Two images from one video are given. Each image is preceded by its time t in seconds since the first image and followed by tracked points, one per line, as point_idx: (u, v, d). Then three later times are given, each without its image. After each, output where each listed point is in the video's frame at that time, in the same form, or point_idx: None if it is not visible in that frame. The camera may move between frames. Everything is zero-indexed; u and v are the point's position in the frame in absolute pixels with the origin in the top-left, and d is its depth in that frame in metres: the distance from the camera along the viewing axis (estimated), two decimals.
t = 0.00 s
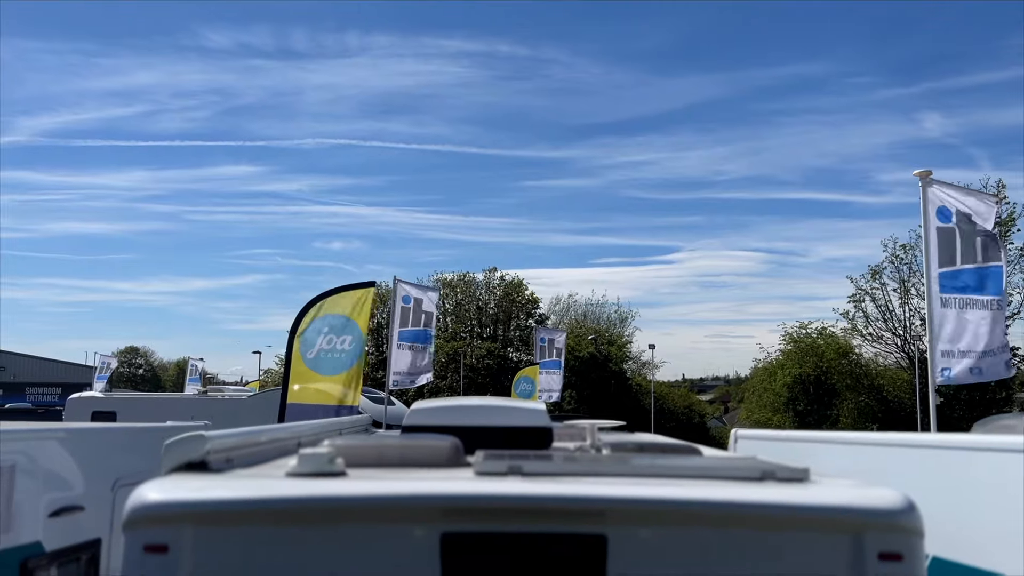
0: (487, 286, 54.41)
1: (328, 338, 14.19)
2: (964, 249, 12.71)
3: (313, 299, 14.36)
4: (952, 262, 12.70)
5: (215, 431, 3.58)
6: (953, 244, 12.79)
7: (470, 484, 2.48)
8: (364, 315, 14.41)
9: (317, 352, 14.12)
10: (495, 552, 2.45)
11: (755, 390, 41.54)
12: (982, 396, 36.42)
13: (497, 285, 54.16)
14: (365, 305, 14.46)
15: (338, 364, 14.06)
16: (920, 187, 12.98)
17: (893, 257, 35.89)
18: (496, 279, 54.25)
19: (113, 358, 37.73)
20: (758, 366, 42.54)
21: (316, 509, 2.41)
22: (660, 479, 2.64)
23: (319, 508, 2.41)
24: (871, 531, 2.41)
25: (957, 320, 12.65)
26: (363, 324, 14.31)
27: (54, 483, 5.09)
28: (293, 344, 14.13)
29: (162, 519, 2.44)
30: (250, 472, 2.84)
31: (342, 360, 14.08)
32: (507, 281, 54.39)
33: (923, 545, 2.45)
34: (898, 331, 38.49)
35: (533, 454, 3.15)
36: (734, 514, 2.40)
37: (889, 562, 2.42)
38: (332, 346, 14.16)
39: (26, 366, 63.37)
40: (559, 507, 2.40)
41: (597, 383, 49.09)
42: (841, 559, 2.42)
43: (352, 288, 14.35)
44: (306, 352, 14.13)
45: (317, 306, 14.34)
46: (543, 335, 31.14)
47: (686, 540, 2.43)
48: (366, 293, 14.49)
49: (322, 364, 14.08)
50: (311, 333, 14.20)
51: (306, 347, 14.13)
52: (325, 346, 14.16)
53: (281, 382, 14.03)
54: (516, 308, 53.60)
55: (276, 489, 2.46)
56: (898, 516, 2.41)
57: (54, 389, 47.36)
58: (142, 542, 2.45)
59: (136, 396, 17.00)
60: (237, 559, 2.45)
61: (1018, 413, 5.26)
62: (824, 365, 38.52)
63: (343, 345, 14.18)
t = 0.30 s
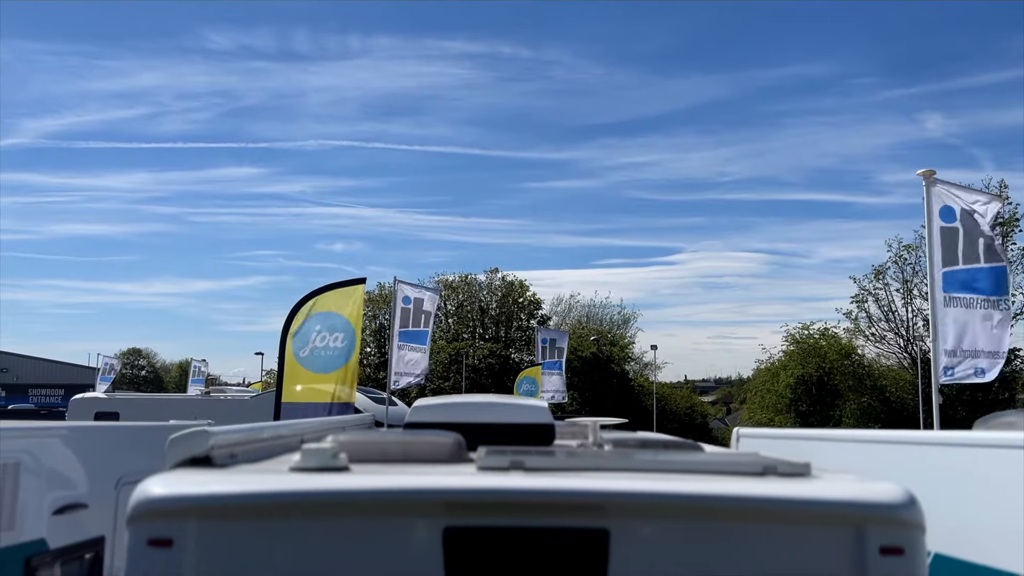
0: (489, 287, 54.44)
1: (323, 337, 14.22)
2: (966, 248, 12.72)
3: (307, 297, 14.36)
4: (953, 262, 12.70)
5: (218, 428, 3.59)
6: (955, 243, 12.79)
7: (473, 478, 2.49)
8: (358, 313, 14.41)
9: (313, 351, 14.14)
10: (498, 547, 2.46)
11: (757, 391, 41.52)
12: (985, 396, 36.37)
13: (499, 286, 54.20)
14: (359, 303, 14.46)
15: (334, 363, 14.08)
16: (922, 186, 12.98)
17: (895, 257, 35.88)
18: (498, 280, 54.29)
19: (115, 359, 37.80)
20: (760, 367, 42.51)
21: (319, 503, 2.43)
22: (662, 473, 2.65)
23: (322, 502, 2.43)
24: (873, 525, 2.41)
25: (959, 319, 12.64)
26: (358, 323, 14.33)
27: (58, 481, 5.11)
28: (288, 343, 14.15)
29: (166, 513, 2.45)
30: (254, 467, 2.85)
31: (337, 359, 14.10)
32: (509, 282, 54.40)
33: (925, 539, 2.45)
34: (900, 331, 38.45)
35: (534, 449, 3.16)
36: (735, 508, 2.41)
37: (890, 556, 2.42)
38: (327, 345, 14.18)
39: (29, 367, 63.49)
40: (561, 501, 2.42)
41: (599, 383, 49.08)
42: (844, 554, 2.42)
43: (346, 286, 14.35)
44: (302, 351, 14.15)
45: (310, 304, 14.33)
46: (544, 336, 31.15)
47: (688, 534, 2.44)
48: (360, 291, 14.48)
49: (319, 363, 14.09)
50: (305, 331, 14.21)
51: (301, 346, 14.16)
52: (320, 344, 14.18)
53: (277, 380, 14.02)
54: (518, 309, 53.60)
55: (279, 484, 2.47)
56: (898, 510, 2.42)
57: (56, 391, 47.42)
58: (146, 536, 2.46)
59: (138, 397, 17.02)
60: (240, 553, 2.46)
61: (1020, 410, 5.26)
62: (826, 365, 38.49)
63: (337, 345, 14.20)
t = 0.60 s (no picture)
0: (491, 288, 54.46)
1: (329, 337, 14.25)
2: (966, 247, 12.73)
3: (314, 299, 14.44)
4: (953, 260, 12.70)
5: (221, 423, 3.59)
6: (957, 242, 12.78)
7: (476, 470, 2.50)
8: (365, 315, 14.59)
9: (319, 352, 14.14)
10: (501, 540, 2.46)
11: (759, 392, 41.49)
12: (988, 397, 36.31)
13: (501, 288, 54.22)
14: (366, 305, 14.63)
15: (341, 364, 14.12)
16: (924, 185, 12.98)
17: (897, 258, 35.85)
18: (500, 281, 54.31)
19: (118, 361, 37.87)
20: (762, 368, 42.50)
21: (323, 495, 2.43)
22: (666, 466, 2.65)
23: (326, 494, 2.43)
24: (876, 516, 2.41)
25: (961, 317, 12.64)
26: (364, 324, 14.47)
27: (61, 477, 5.12)
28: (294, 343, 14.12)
29: (169, 505, 2.46)
30: (258, 460, 2.86)
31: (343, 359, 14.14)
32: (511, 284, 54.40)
33: (928, 531, 2.45)
34: (903, 332, 38.40)
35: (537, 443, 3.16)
36: (738, 499, 2.42)
37: (894, 548, 2.42)
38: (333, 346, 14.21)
39: (32, 368, 63.59)
40: (564, 492, 2.42)
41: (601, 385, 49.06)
42: (847, 546, 2.42)
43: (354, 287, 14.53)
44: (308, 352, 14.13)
45: (317, 306, 14.41)
46: (546, 336, 31.15)
47: (691, 525, 2.44)
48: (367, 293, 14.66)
49: (325, 363, 14.10)
50: (311, 332, 14.23)
51: (308, 346, 14.12)
52: (327, 345, 14.21)
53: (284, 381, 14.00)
54: (520, 310, 53.61)
55: (283, 476, 2.48)
56: (901, 501, 2.42)
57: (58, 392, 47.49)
58: (150, 528, 2.47)
59: (141, 398, 17.03)
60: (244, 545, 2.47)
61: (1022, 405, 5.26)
62: (829, 366, 38.45)
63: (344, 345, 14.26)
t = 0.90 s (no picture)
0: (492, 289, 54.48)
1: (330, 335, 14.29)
2: (967, 244, 12.72)
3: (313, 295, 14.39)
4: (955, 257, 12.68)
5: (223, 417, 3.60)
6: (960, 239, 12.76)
7: (477, 460, 2.51)
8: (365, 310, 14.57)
9: (320, 349, 14.17)
10: (502, 529, 2.47)
11: (760, 391, 41.43)
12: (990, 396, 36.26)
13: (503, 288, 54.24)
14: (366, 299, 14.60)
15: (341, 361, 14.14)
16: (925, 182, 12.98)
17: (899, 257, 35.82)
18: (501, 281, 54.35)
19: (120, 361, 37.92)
20: (763, 367, 42.46)
21: (325, 484, 2.44)
22: (667, 456, 2.65)
23: (328, 483, 2.44)
24: (877, 505, 2.42)
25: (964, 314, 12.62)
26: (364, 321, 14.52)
27: (64, 472, 5.14)
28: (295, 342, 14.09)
29: (172, 495, 2.46)
30: (261, 451, 2.86)
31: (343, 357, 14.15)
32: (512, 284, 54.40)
33: (929, 520, 2.46)
34: (905, 332, 38.37)
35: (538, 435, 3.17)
36: (739, 489, 2.42)
37: (895, 537, 2.42)
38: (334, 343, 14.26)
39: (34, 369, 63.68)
40: (565, 481, 2.43)
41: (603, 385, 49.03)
42: (848, 535, 2.43)
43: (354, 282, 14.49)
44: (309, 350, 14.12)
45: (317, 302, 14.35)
46: (547, 336, 31.13)
47: (693, 515, 2.44)
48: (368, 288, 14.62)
49: (326, 360, 14.12)
50: (312, 329, 14.24)
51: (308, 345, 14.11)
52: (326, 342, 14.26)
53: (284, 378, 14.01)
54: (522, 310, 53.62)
55: (286, 466, 2.49)
56: (903, 491, 2.42)
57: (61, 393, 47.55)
58: (153, 517, 2.47)
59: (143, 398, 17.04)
60: (247, 535, 2.47)
61: None
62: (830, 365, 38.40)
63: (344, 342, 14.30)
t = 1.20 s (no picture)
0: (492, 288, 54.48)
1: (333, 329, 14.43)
2: (968, 239, 12.72)
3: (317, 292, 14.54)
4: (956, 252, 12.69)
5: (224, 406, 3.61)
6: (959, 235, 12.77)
7: (479, 446, 2.52)
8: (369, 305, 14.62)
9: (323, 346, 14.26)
10: (503, 513, 2.48)
11: (760, 390, 41.44)
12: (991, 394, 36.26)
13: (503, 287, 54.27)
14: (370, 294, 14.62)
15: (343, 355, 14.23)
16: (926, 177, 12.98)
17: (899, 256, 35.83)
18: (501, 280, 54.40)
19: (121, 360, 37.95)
20: (764, 365, 42.46)
21: (327, 469, 2.45)
22: (667, 442, 2.66)
23: (330, 469, 2.45)
24: (877, 491, 2.43)
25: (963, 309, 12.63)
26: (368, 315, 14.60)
27: (65, 465, 5.16)
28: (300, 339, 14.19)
29: (174, 480, 2.48)
30: (262, 438, 2.87)
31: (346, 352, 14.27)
32: (513, 283, 54.32)
33: (929, 505, 2.47)
34: (905, 330, 38.37)
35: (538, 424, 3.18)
36: (739, 474, 2.43)
37: (894, 522, 2.43)
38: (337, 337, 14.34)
39: (35, 369, 63.78)
40: (565, 466, 2.44)
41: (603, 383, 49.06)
42: (848, 520, 2.44)
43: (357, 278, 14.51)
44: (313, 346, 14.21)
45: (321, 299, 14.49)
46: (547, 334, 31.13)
47: (693, 500, 2.45)
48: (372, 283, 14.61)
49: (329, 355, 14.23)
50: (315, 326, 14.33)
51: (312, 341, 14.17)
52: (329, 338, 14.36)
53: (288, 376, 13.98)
54: (522, 309, 53.67)
55: (287, 452, 2.50)
56: (902, 476, 2.43)
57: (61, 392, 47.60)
58: (155, 503, 2.48)
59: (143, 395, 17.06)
60: (248, 520, 2.48)
61: None
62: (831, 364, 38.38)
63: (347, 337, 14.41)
